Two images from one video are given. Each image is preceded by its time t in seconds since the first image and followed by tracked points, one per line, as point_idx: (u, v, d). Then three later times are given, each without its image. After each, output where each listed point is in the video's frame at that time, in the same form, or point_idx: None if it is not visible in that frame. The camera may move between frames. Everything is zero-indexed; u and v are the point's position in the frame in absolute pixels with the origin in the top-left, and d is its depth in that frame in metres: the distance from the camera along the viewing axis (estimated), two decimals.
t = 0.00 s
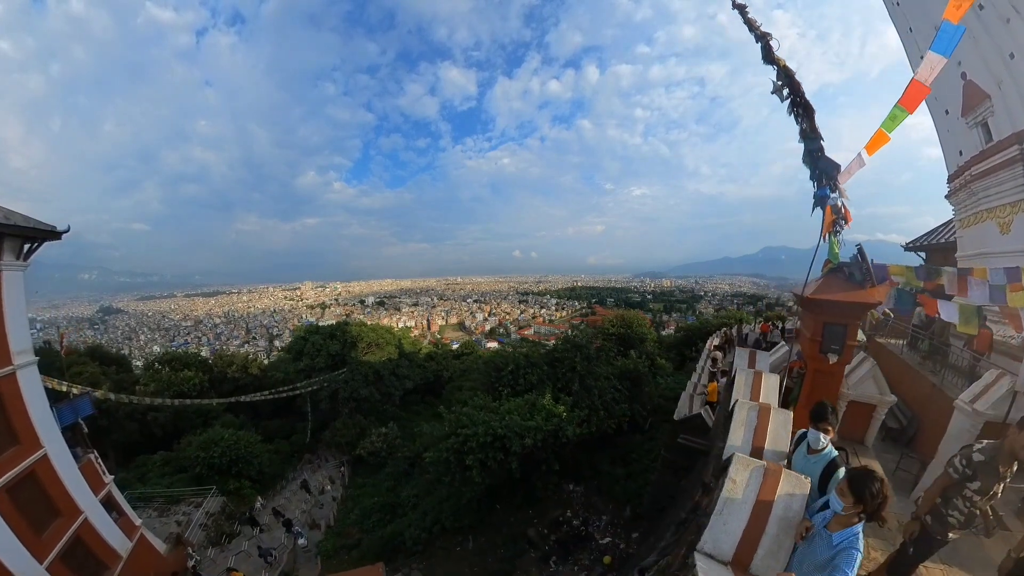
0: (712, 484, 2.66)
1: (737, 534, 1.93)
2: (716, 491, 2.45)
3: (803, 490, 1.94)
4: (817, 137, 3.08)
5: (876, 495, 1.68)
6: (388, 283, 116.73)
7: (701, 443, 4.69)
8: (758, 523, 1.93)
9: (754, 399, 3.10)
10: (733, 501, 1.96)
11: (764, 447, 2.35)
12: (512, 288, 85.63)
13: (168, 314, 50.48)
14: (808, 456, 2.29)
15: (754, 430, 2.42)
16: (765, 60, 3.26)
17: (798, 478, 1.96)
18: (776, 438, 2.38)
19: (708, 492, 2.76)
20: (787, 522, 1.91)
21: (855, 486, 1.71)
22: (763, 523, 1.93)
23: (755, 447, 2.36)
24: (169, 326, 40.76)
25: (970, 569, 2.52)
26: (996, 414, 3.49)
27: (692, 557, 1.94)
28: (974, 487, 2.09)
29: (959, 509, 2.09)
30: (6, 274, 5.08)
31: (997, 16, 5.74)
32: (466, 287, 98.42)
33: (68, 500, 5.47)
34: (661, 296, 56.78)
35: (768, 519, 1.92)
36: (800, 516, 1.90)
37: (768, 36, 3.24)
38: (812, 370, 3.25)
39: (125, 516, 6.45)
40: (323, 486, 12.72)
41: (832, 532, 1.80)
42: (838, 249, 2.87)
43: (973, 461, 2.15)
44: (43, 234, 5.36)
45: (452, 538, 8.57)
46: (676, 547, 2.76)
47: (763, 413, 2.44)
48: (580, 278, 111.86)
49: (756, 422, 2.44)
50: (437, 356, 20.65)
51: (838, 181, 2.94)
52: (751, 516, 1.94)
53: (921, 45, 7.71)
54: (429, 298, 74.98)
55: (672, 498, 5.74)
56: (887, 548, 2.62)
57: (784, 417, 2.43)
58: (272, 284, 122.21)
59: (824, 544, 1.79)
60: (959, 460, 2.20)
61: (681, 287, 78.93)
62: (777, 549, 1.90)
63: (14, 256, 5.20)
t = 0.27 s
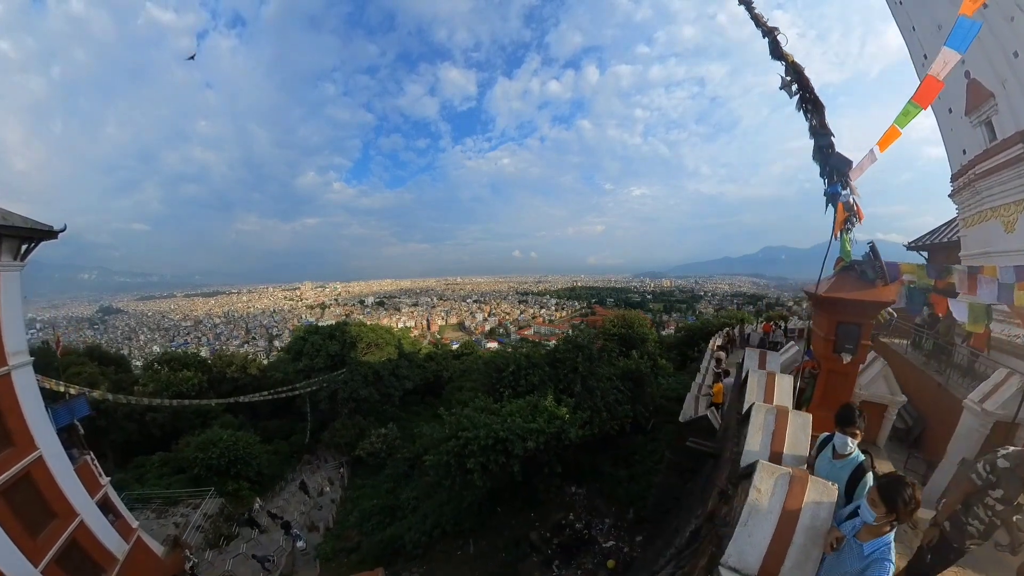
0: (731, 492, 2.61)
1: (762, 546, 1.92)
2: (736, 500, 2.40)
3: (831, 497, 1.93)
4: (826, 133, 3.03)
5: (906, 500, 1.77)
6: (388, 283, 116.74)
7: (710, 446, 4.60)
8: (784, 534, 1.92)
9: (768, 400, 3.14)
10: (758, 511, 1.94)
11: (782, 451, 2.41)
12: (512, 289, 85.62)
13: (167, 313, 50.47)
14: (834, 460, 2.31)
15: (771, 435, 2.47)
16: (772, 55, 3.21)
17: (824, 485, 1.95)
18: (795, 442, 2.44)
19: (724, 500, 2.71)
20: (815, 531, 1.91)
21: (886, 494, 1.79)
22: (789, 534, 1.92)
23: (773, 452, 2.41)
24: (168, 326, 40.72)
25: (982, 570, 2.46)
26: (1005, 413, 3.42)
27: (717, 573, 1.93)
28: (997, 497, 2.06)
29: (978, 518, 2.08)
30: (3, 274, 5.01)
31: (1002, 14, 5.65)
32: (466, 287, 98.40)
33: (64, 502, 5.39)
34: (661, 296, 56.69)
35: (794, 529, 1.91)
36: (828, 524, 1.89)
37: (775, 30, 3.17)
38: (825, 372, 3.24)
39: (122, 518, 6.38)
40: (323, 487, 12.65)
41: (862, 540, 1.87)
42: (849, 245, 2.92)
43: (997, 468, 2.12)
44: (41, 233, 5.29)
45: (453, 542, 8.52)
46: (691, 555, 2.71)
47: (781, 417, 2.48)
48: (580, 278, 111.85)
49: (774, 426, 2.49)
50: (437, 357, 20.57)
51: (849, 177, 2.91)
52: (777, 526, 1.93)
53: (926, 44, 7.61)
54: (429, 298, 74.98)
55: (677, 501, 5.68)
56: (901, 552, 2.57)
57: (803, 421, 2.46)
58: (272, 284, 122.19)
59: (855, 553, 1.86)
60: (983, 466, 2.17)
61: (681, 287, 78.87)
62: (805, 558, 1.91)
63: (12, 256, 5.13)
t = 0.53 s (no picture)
0: (745, 492, 2.57)
1: (787, 548, 1.88)
2: (752, 501, 2.36)
3: (857, 496, 1.92)
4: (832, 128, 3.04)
5: (942, 497, 1.74)
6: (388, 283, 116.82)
7: (716, 445, 4.54)
8: (810, 537, 1.88)
9: (779, 396, 3.10)
10: (782, 515, 1.91)
11: (799, 449, 2.40)
12: (512, 289, 85.69)
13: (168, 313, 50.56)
14: (859, 456, 2.28)
15: (787, 432, 2.47)
16: (776, 49, 3.17)
17: (850, 483, 1.93)
18: (812, 440, 2.43)
19: (738, 501, 2.67)
20: (842, 533, 1.88)
21: (919, 493, 1.77)
22: (815, 537, 1.89)
23: (790, 450, 2.40)
24: (169, 326, 40.75)
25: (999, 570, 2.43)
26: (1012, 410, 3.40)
27: None
28: (1020, 498, 2.05)
29: (1009, 523, 2.04)
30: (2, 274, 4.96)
31: (1003, 11, 5.57)
32: (466, 287, 98.34)
33: (58, 501, 5.33)
34: (660, 296, 56.61)
35: (820, 528, 1.88)
36: (856, 524, 1.87)
37: (778, 23, 3.14)
38: (838, 365, 3.45)
39: (118, 518, 6.32)
40: (321, 488, 12.60)
41: (895, 542, 1.87)
42: (858, 239, 3.15)
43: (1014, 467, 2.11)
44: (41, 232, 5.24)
45: (452, 543, 8.47)
46: (704, 558, 2.67)
47: (796, 412, 2.48)
48: (579, 279, 111.93)
49: (789, 422, 2.49)
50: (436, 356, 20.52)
51: (858, 169, 2.97)
52: (803, 529, 1.89)
53: (927, 41, 7.55)
54: (429, 298, 75.03)
55: (680, 501, 5.64)
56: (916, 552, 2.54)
57: (818, 417, 2.46)
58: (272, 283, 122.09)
59: (888, 555, 1.85)
60: (1000, 468, 2.18)
61: (681, 287, 78.80)
62: (833, 561, 1.88)
63: (12, 255, 5.08)
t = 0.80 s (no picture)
0: (744, 493, 2.57)
1: (783, 548, 1.90)
2: (751, 501, 2.37)
3: (853, 496, 1.91)
4: (830, 129, 3.06)
5: (937, 499, 1.76)
6: (388, 283, 116.88)
7: (715, 445, 4.54)
8: (806, 536, 1.90)
9: (777, 397, 3.11)
10: (776, 515, 1.93)
11: (796, 450, 2.41)
12: (512, 289, 85.78)
13: (169, 314, 50.62)
14: (858, 455, 2.32)
15: (785, 432, 2.48)
16: (775, 50, 3.19)
17: (847, 484, 1.92)
18: (809, 441, 2.44)
19: (737, 501, 2.67)
20: (838, 533, 1.90)
21: (915, 493, 1.78)
22: (811, 536, 1.90)
23: (787, 451, 2.41)
24: (169, 326, 40.79)
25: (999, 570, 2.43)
26: (1012, 410, 3.40)
27: None
28: (1017, 504, 1.96)
29: (1009, 530, 1.98)
30: (3, 275, 4.97)
31: (1003, 11, 5.64)
32: (466, 287, 98.47)
33: (59, 502, 5.34)
34: (660, 296, 56.68)
35: (816, 527, 1.90)
36: (853, 524, 1.89)
37: (777, 25, 3.16)
38: (837, 365, 3.47)
39: (119, 518, 6.33)
40: (321, 488, 12.61)
41: (890, 542, 1.87)
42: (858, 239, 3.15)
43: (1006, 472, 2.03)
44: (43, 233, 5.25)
45: (452, 544, 8.48)
46: (702, 559, 2.67)
47: (793, 412, 2.49)
48: (579, 279, 112.01)
49: (786, 423, 2.50)
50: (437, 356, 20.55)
51: (857, 171, 3.00)
52: (798, 529, 1.91)
53: (926, 41, 7.56)
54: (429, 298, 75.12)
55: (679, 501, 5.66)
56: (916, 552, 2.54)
57: (816, 417, 2.47)
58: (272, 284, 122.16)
59: (883, 555, 1.84)
60: (992, 474, 2.08)
61: (681, 287, 78.89)
62: (829, 560, 1.90)
63: (14, 257, 5.09)
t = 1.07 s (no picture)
0: (738, 495, 2.59)
1: (775, 550, 1.96)
2: (744, 503, 2.41)
3: (846, 500, 1.96)
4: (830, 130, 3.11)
5: (931, 505, 1.76)
6: (388, 284, 116.91)
7: (713, 446, 4.56)
8: (798, 538, 1.96)
9: (774, 399, 3.14)
10: (769, 517, 1.99)
11: (790, 453, 2.44)
12: (512, 289, 85.78)
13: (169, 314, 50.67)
14: (858, 459, 2.35)
15: (779, 436, 2.50)
16: (774, 51, 3.22)
17: (839, 488, 1.97)
18: (803, 444, 2.47)
19: (731, 502, 2.70)
20: (830, 536, 1.95)
21: (909, 498, 1.79)
22: (802, 538, 1.96)
23: (781, 453, 2.45)
24: (170, 327, 40.82)
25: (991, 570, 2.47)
26: (1010, 411, 3.43)
27: None
28: (1009, 511, 2.08)
29: (1003, 535, 2.07)
30: (5, 277, 4.98)
31: (1002, 11, 5.61)
32: (466, 288, 98.48)
33: (60, 502, 5.35)
34: (660, 296, 56.70)
35: (807, 530, 1.95)
36: (844, 528, 1.94)
37: (776, 26, 3.19)
38: (835, 366, 3.50)
39: (119, 518, 6.35)
40: (321, 488, 12.62)
41: (882, 547, 1.90)
42: (855, 240, 3.17)
43: (994, 483, 2.16)
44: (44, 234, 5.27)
45: (451, 544, 8.50)
46: (697, 559, 2.69)
47: (788, 415, 2.52)
48: (579, 279, 112.01)
49: (781, 425, 2.53)
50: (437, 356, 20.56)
51: (855, 172, 3.00)
52: (790, 530, 1.96)
53: (926, 41, 7.56)
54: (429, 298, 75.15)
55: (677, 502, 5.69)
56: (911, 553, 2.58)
57: (811, 420, 2.50)
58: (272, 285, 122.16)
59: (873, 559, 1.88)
60: (982, 486, 2.21)
61: (681, 287, 78.92)
62: (819, 561, 1.96)
63: (14, 259, 5.11)
